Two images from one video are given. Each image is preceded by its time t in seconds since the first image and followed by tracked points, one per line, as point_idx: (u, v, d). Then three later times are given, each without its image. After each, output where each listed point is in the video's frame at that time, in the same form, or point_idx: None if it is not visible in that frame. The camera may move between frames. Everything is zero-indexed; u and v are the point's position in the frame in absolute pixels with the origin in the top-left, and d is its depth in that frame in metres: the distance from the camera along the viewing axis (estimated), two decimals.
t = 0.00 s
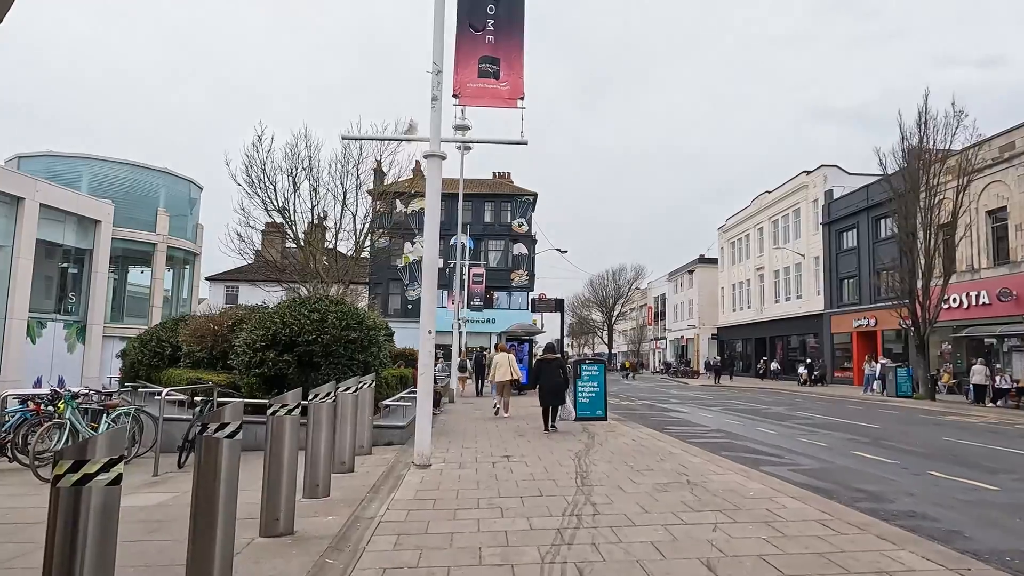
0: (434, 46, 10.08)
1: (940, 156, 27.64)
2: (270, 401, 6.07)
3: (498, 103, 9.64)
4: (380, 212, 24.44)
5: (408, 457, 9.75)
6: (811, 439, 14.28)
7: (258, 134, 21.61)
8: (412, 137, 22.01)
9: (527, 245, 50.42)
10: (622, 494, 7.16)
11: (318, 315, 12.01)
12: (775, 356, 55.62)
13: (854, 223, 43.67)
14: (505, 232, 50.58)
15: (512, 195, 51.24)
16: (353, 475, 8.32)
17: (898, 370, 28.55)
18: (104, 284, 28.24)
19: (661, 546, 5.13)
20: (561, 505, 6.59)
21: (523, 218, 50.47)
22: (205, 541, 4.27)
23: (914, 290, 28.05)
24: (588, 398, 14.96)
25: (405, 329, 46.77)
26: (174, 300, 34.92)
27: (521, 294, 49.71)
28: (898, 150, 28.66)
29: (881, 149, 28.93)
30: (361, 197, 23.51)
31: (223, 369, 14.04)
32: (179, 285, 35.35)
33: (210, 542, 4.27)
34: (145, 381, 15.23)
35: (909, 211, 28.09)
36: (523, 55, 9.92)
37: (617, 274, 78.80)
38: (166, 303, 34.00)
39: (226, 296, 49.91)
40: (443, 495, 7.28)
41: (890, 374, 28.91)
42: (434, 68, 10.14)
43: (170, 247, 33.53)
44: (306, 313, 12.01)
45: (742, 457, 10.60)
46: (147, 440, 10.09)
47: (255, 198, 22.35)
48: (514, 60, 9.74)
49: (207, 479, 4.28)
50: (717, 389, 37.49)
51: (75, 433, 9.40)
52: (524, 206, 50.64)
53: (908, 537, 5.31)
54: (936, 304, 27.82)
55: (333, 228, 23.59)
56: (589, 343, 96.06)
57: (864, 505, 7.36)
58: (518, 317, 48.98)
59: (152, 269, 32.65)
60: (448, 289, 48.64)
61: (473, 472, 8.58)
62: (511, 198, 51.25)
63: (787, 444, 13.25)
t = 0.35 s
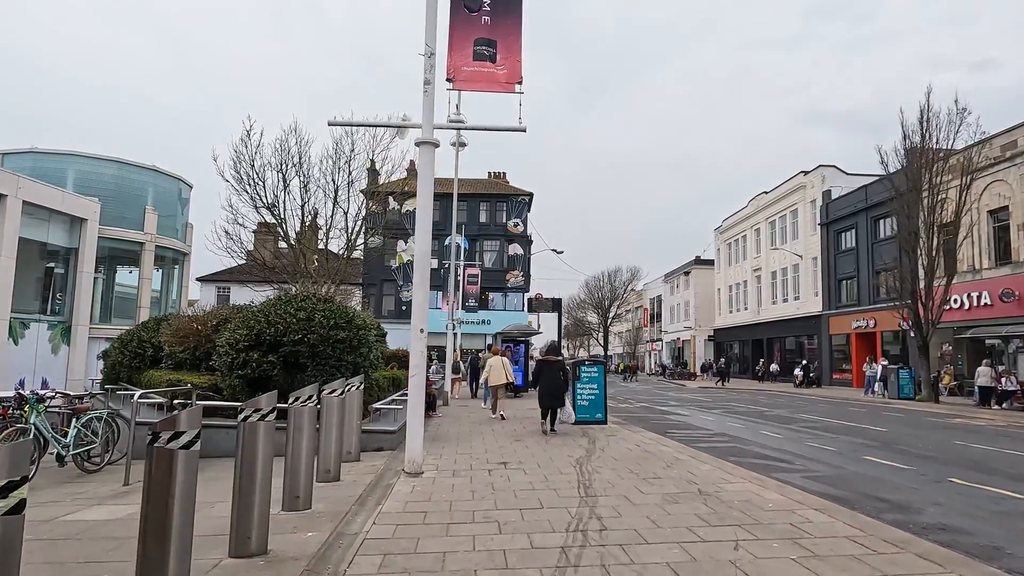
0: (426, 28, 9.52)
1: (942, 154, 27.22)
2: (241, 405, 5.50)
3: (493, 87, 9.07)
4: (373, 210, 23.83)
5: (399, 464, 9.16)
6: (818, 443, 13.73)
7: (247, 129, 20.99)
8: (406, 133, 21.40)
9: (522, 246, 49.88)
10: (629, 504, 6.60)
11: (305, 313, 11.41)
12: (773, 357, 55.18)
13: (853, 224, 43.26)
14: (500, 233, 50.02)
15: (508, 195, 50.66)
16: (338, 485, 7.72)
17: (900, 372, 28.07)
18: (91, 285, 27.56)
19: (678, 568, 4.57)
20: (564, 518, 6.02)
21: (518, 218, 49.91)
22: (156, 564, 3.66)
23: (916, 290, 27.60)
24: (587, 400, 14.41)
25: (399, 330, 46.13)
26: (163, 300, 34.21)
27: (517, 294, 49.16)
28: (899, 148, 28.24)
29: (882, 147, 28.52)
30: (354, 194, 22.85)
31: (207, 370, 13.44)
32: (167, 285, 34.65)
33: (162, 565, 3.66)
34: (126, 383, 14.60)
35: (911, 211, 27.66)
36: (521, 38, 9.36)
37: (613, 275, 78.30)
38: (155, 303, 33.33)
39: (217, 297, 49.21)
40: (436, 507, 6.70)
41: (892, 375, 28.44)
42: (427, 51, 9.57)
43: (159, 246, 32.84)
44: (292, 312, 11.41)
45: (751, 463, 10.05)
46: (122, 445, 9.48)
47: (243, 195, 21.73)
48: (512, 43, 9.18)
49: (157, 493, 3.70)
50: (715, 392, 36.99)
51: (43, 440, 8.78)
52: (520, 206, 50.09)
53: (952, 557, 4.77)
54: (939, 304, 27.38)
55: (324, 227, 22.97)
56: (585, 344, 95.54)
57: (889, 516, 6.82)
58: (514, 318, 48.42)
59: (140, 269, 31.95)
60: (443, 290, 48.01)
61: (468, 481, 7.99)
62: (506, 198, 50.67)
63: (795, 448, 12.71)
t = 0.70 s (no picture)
0: (419, 8, 8.95)
1: (947, 152, 26.77)
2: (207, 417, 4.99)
3: (490, 71, 8.51)
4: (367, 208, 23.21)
5: (390, 474, 8.56)
6: (828, 448, 13.19)
7: (237, 124, 20.35)
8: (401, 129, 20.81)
9: (519, 246, 49.32)
10: (640, 519, 6.03)
11: (291, 313, 10.81)
12: (771, 359, 54.74)
13: (854, 223, 42.82)
14: (497, 233, 49.47)
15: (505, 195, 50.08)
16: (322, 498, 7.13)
17: (904, 373, 27.57)
18: (78, 284, 26.91)
19: None
20: (569, 538, 5.47)
21: (515, 218, 49.36)
22: None
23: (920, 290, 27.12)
24: (587, 404, 13.84)
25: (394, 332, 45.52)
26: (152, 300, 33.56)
27: (514, 295, 48.59)
28: (903, 146, 27.78)
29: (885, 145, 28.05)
30: (348, 192, 22.19)
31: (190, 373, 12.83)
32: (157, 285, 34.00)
33: None
34: (106, 386, 13.97)
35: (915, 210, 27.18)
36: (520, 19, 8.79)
37: (610, 276, 77.81)
38: (144, 303, 32.65)
39: (210, 297, 48.55)
40: (428, 524, 6.11)
41: (896, 377, 27.94)
42: (420, 32, 8.99)
43: (149, 245, 32.17)
44: (278, 311, 10.82)
45: (762, 471, 9.50)
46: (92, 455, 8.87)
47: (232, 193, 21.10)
48: (511, 24, 8.61)
49: (93, 515, 3.13)
50: (715, 393, 36.48)
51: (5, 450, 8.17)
52: (517, 206, 49.50)
53: None
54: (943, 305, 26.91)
55: (315, 225, 22.32)
56: (582, 346, 95.02)
57: (920, 531, 6.28)
58: (511, 319, 47.83)
59: (128, 268, 31.28)
60: (439, 290, 47.42)
61: (463, 493, 7.40)
62: (503, 198, 50.10)
63: (806, 455, 12.16)
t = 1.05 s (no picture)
0: None
1: (951, 151, 26.33)
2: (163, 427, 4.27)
3: (485, 53, 7.94)
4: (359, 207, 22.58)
5: (378, 486, 7.96)
6: (837, 455, 12.66)
7: (225, 118, 19.72)
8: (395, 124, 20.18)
9: (515, 246, 48.75)
10: (650, 540, 5.46)
11: (275, 313, 10.21)
12: (769, 361, 54.30)
13: (853, 224, 42.41)
14: (493, 234, 48.91)
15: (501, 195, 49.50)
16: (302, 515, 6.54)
17: (907, 376, 27.08)
18: (63, 285, 26.24)
19: None
20: (572, 563, 4.90)
21: (511, 219, 48.79)
22: None
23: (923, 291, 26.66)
24: (587, 409, 13.26)
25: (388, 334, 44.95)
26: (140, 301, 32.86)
27: (509, 297, 47.98)
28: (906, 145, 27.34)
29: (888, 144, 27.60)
30: (339, 189, 21.53)
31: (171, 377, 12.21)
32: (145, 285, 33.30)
33: None
34: (83, 390, 13.34)
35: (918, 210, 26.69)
36: None
37: (606, 278, 77.32)
38: (132, 304, 31.96)
39: (201, 298, 47.86)
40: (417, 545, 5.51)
41: (899, 380, 27.43)
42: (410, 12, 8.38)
43: (137, 244, 31.49)
44: (261, 311, 10.21)
45: (773, 481, 8.96)
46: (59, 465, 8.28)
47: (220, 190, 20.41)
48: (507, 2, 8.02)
49: None
50: (714, 396, 35.94)
51: None
52: (513, 206, 48.92)
53: None
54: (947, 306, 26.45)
55: (306, 224, 21.65)
56: (578, 348, 94.52)
57: (957, 553, 5.73)
58: (507, 321, 47.23)
59: (115, 268, 30.60)
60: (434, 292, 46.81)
61: (456, 509, 6.80)
62: (499, 198, 49.52)
63: (816, 463, 11.60)
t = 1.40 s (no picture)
0: None
1: (961, 147, 25.77)
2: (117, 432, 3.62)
3: (486, 29, 7.34)
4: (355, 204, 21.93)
5: (370, 497, 7.35)
6: (854, 461, 12.08)
7: (216, 111, 19.12)
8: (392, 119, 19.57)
9: (514, 247, 48.16)
10: (673, 561, 4.86)
11: (263, 310, 9.59)
12: (771, 363, 53.77)
13: (856, 224, 41.91)
14: (491, 233, 48.32)
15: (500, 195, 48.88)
16: (286, 530, 5.94)
17: (915, 378, 26.50)
18: (53, 285, 25.61)
19: None
20: None
21: (510, 219, 48.17)
22: None
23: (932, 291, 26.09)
24: (592, 412, 12.66)
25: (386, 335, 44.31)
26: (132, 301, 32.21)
27: (509, 298, 47.33)
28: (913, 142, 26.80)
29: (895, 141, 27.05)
30: (335, 186, 20.88)
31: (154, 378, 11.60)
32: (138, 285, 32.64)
33: None
34: (64, 393, 12.72)
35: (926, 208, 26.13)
36: None
37: (606, 279, 76.73)
38: (124, 304, 31.31)
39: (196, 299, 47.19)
40: (412, 567, 4.90)
41: (907, 382, 26.84)
42: None
43: (128, 243, 30.83)
44: (247, 309, 9.60)
45: (795, 490, 8.37)
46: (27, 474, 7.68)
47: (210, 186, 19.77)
48: None
49: None
50: (716, 398, 35.36)
51: None
52: (512, 206, 48.32)
53: None
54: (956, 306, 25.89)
55: (299, 222, 21.00)
56: (577, 349, 93.91)
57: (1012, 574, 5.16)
58: (505, 322, 46.63)
59: (106, 268, 29.94)
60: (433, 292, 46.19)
61: (455, 523, 6.20)
62: (498, 198, 48.91)
63: (833, 469, 11.02)
